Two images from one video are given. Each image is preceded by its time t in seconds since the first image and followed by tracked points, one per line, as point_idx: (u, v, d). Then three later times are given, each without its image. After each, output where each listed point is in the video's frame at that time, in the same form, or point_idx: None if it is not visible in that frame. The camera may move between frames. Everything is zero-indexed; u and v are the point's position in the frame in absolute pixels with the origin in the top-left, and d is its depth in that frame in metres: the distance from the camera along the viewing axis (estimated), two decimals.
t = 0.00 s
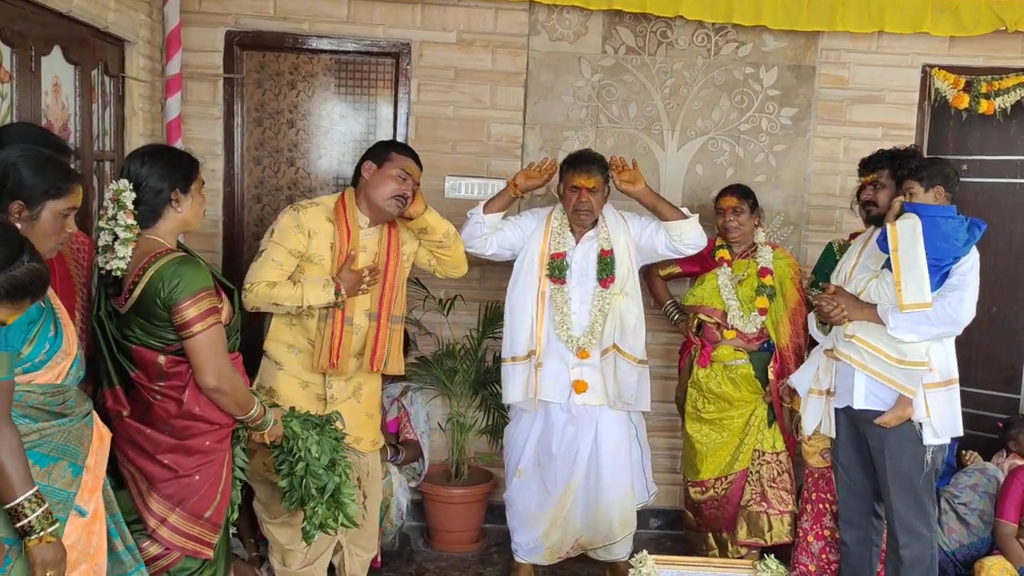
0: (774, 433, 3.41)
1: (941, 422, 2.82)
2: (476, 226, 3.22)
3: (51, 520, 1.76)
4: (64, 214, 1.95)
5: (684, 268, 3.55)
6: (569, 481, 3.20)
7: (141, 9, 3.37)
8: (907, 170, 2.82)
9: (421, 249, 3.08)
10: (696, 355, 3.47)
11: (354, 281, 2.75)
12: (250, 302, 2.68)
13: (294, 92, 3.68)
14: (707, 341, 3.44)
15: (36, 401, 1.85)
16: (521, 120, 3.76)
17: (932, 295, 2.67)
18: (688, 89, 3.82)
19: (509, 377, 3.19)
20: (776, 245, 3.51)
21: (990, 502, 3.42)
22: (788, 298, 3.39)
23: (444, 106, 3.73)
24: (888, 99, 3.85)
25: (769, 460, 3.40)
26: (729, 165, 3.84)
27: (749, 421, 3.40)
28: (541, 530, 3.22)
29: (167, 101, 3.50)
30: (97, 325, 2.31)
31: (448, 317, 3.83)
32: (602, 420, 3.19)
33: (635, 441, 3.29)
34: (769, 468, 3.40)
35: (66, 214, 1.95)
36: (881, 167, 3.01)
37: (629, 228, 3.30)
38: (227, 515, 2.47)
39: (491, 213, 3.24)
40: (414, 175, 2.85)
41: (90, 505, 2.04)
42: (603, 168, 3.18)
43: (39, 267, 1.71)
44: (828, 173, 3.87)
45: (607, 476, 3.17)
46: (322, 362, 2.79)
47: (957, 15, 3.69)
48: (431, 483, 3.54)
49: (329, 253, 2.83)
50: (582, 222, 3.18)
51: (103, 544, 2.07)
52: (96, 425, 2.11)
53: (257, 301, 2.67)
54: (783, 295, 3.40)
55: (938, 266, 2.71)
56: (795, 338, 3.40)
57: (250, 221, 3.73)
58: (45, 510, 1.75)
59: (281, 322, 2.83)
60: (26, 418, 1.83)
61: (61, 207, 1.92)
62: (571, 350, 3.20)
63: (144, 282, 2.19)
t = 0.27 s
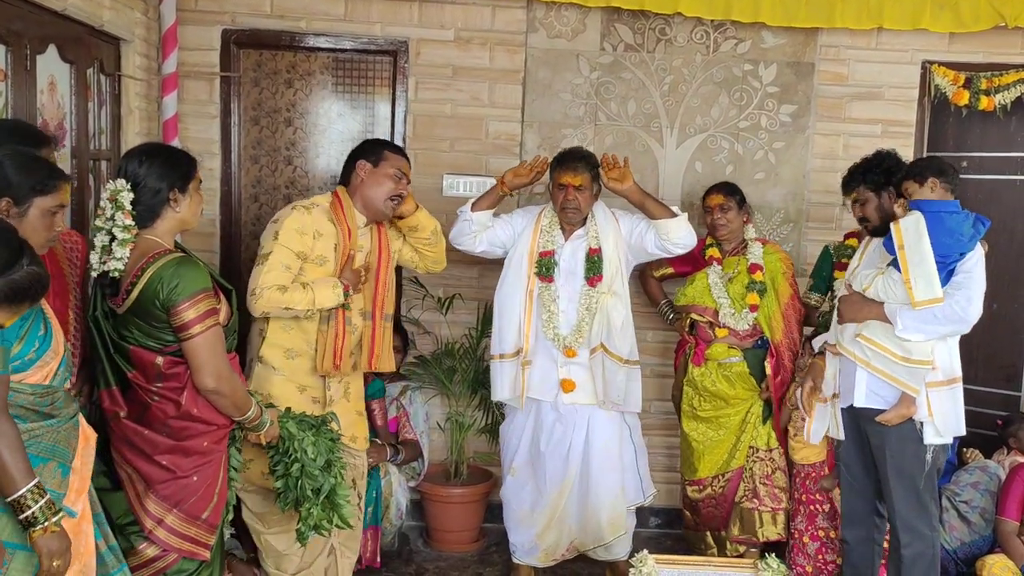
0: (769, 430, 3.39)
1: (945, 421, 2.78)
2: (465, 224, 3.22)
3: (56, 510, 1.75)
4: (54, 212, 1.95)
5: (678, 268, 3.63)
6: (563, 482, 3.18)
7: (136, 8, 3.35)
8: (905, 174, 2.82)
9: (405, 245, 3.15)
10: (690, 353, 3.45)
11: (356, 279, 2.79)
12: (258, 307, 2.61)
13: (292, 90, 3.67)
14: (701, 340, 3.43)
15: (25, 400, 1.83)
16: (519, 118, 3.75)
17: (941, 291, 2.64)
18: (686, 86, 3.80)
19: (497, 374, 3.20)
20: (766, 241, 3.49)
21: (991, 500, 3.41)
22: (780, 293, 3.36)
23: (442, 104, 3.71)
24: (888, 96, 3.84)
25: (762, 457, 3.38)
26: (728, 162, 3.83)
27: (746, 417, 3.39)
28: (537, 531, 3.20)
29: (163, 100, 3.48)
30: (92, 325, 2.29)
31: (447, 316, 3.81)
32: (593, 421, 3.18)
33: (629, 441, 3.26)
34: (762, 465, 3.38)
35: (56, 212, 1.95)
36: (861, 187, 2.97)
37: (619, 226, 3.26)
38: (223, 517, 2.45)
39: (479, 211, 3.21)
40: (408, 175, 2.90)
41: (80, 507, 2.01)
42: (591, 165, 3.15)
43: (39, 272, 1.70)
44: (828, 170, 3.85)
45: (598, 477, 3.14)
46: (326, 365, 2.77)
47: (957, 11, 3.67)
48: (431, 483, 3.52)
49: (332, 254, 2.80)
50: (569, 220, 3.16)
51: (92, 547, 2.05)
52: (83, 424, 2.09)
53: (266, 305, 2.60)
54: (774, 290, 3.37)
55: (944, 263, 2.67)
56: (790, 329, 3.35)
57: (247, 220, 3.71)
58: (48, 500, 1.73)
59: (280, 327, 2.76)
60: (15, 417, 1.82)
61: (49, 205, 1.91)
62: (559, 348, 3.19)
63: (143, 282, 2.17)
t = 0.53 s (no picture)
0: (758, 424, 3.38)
1: (949, 417, 2.77)
2: (455, 223, 3.22)
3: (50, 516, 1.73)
4: (37, 208, 1.92)
5: (665, 268, 3.65)
6: (555, 482, 3.15)
7: (127, 4, 3.32)
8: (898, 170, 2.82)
9: (389, 239, 3.20)
10: (683, 355, 3.45)
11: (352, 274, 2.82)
12: (268, 311, 2.56)
13: (284, 87, 3.64)
14: (692, 341, 3.41)
15: (20, 400, 1.81)
16: (514, 115, 3.72)
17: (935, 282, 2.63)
18: (682, 83, 3.78)
19: (487, 372, 3.20)
20: (751, 236, 3.48)
21: (988, 498, 3.40)
22: (768, 289, 3.34)
23: (436, 102, 3.69)
24: (883, 93, 3.82)
25: (752, 453, 3.38)
26: (724, 160, 3.81)
27: (739, 415, 3.38)
28: (530, 531, 3.18)
29: (154, 97, 3.45)
30: (82, 325, 2.26)
31: (442, 315, 3.79)
32: (585, 419, 3.16)
33: (621, 440, 3.24)
34: (753, 462, 3.38)
35: (39, 207, 1.92)
36: (852, 190, 3.02)
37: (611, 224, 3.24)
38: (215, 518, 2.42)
39: (471, 209, 3.21)
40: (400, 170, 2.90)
41: (76, 506, 2.01)
42: (581, 162, 3.14)
43: (21, 271, 1.68)
44: (823, 167, 3.84)
45: (587, 475, 3.12)
46: (331, 365, 2.78)
47: (952, 8, 3.66)
48: (425, 483, 3.49)
49: (334, 252, 2.78)
50: (561, 218, 3.15)
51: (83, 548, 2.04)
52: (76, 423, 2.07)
53: (278, 309, 2.56)
54: (761, 286, 3.35)
55: (937, 256, 2.65)
56: (778, 325, 3.34)
57: (240, 219, 3.68)
58: (42, 507, 1.71)
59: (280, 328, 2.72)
60: (12, 417, 1.80)
61: (32, 200, 1.89)
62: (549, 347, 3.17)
63: (134, 282, 2.14)
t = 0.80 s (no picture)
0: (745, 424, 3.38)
1: (943, 417, 2.75)
2: (449, 222, 3.18)
3: (55, 521, 1.73)
4: (18, 206, 1.88)
5: (656, 265, 3.61)
6: (550, 482, 3.13)
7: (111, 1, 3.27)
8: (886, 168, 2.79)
9: (380, 236, 3.17)
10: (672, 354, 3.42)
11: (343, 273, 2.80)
12: (263, 315, 2.53)
13: (271, 86, 3.60)
14: (683, 341, 3.38)
15: (14, 404, 1.78)
16: (503, 114, 3.69)
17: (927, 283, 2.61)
18: (672, 81, 3.76)
19: (483, 373, 3.15)
20: (745, 237, 3.45)
21: (980, 497, 3.40)
22: (761, 291, 3.32)
23: (424, 100, 3.66)
24: (874, 91, 3.81)
25: (742, 453, 3.38)
26: (715, 158, 3.79)
27: (729, 416, 3.36)
28: (523, 532, 3.16)
29: (139, 96, 3.41)
30: (64, 327, 2.22)
31: (431, 315, 3.76)
32: (581, 418, 3.14)
33: (617, 440, 3.22)
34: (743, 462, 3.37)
35: (20, 206, 1.88)
36: (841, 189, 3.02)
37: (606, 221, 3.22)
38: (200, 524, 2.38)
39: (465, 208, 3.16)
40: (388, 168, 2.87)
41: (71, 511, 1.94)
42: (576, 160, 3.12)
43: None
44: (814, 165, 3.82)
45: (584, 475, 3.10)
46: (324, 365, 2.76)
47: (943, 5, 3.65)
48: (415, 485, 3.46)
49: (327, 252, 2.75)
50: (557, 217, 3.13)
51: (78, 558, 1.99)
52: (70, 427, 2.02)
53: (274, 312, 2.52)
54: (755, 292, 3.32)
55: (929, 255, 2.64)
56: (769, 325, 3.32)
57: (227, 219, 3.65)
58: (45, 512, 1.71)
59: (269, 331, 2.69)
60: (6, 421, 1.77)
61: (13, 198, 1.85)
62: (547, 346, 3.15)
63: (117, 282, 2.10)
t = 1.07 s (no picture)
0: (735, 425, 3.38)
1: (936, 416, 2.74)
2: (453, 222, 3.12)
3: (51, 536, 1.69)
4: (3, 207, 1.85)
5: (659, 256, 3.49)
6: (547, 482, 3.12)
7: None
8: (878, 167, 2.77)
9: (382, 234, 3.11)
10: (666, 352, 3.38)
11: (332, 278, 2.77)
12: (234, 316, 2.54)
13: (260, 84, 3.57)
14: (676, 341, 3.36)
15: (12, 409, 1.75)
16: (494, 113, 3.67)
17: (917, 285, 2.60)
18: (663, 80, 3.74)
19: (489, 375, 3.10)
20: (752, 242, 3.41)
21: (971, 496, 3.39)
22: (761, 307, 3.32)
23: (415, 99, 3.63)
24: (866, 90, 3.80)
25: (729, 453, 3.37)
26: (706, 157, 3.78)
27: (718, 415, 3.38)
28: (518, 532, 3.16)
29: (127, 94, 3.38)
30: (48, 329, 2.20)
31: (422, 315, 3.74)
32: (580, 417, 3.12)
33: (614, 438, 3.22)
34: (729, 462, 3.37)
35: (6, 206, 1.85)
36: (834, 189, 3.01)
37: (606, 219, 3.22)
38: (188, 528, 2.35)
39: (468, 207, 3.12)
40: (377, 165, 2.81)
41: (68, 519, 1.94)
42: (580, 158, 3.10)
43: None
44: (806, 164, 3.81)
45: (584, 474, 3.09)
46: (311, 367, 2.72)
47: (934, 4, 3.64)
48: (406, 486, 3.44)
49: (308, 254, 2.72)
50: (561, 215, 3.10)
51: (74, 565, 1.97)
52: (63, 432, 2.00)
53: (243, 313, 2.53)
54: (756, 304, 3.31)
55: (920, 256, 2.63)
56: (767, 336, 3.33)
57: (216, 218, 3.62)
58: (43, 526, 1.67)
59: (258, 331, 2.70)
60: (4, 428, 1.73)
61: None
62: (553, 346, 3.12)
63: (102, 284, 2.08)
